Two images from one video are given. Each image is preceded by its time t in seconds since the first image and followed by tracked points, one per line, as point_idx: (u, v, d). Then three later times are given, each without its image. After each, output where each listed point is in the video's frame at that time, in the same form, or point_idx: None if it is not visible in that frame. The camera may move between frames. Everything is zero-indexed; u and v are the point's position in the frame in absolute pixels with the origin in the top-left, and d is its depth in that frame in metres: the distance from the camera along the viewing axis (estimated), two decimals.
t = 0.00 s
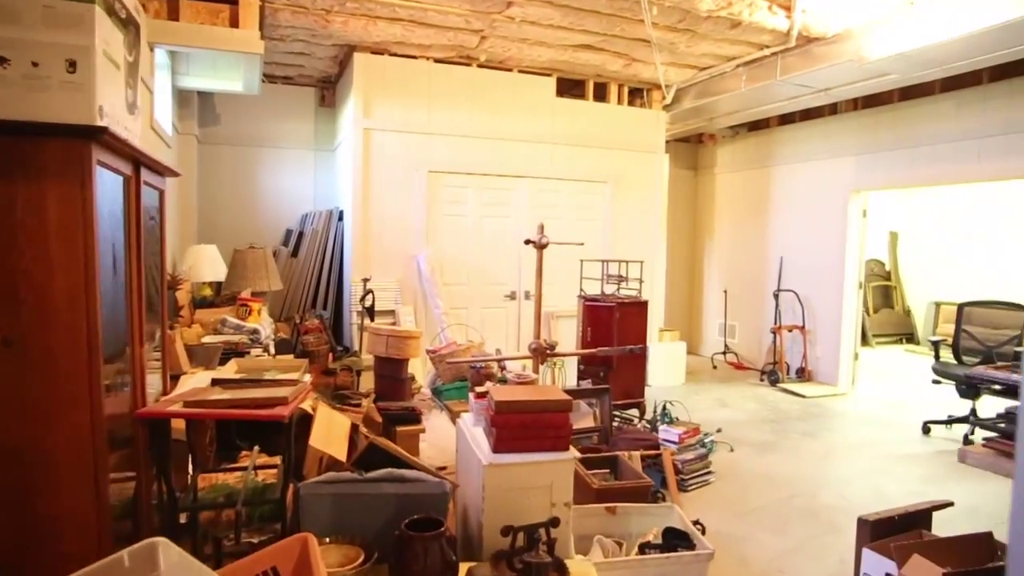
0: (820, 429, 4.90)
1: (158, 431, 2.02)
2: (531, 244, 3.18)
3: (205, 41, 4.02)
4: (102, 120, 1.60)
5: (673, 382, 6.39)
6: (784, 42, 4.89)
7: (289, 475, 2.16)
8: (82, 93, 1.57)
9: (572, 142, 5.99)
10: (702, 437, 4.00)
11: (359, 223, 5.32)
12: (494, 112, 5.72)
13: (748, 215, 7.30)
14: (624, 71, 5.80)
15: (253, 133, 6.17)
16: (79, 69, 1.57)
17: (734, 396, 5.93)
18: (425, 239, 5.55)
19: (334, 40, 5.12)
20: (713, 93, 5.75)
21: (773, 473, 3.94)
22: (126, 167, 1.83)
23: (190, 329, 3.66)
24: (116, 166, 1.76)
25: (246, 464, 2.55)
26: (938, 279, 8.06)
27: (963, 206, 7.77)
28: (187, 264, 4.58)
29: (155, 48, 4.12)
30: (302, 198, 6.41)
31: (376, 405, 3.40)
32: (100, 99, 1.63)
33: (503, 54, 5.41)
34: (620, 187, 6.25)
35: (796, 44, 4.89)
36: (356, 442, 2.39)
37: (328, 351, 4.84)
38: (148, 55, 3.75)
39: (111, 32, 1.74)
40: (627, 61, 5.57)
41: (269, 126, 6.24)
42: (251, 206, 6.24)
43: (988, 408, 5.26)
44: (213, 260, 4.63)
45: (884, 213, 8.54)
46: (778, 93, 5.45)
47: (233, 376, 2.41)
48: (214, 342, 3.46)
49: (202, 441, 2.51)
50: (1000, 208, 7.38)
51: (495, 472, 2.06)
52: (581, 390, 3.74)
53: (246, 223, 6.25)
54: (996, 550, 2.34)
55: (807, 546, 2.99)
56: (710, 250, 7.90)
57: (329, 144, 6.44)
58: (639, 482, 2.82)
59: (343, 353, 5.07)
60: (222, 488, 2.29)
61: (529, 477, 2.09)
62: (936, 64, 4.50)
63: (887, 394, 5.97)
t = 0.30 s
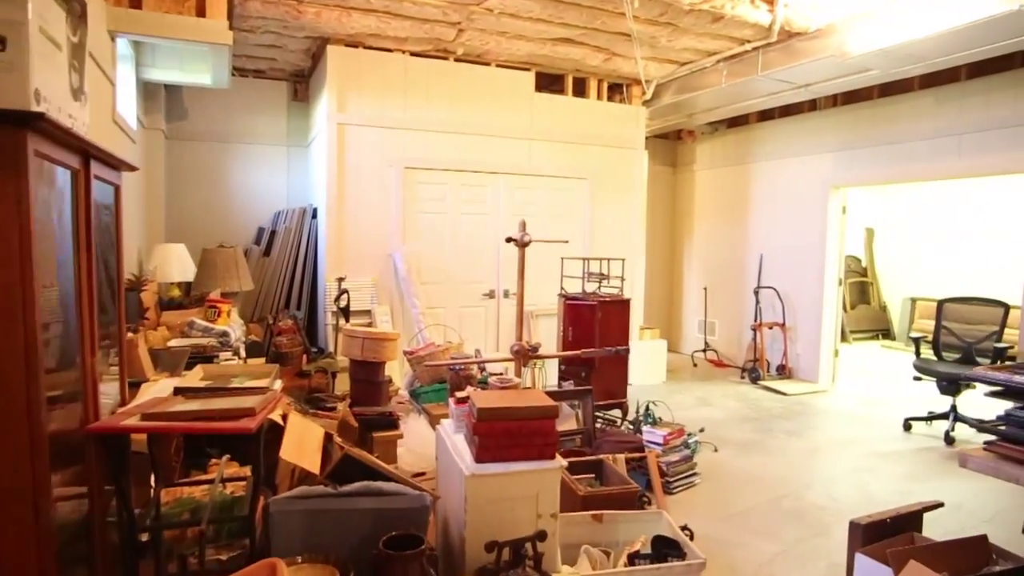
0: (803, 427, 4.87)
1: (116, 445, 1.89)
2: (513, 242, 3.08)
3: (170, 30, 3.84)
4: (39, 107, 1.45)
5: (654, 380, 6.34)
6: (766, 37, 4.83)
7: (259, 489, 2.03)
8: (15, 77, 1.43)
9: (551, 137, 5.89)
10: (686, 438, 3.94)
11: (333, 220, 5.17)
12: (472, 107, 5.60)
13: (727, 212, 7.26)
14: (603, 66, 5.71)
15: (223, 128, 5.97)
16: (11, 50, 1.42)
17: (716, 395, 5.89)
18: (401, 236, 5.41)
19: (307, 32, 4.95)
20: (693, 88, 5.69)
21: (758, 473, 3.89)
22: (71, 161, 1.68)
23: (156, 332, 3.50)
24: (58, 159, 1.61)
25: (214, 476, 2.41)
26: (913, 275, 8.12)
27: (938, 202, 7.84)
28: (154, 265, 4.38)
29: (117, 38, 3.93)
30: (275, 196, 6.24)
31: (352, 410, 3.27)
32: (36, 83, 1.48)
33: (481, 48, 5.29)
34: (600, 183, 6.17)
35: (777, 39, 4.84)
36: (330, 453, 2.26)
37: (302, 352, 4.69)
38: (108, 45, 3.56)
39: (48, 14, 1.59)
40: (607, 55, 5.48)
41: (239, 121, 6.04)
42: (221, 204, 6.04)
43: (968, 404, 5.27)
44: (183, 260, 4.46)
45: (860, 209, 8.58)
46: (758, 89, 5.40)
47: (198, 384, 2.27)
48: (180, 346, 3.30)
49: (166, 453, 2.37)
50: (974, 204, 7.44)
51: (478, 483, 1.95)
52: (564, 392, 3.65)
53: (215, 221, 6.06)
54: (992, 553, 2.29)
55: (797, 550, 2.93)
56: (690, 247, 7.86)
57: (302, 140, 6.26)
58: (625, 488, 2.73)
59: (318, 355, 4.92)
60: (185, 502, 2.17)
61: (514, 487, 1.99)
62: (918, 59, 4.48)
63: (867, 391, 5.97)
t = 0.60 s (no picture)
0: (779, 424, 4.86)
1: (62, 457, 1.76)
2: (487, 239, 2.98)
3: (127, 18, 3.67)
4: None
5: (630, 378, 6.30)
6: (741, 32, 4.79)
7: (220, 501, 1.91)
8: None
9: (525, 133, 5.81)
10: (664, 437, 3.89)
11: (302, 217, 5.03)
12: (444, 102, 5.48)
13: (702, 209, 7.25)
14: (578, 60, 5.64)
15: (186, 122, 5.78)
16: None
17: (692, 392, 5.86)
18: (372, 233, 5.28)
19: (272, 22, 4.79)
20: (668, 84, 5.65)
21: (736, 471, 3.85)
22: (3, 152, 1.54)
23: (114, 334, 3.34)
24: None
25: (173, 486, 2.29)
26: (883, 271, 8.21)
27: (907, 199, 7.93)
28: (114, 262, 4.23)
29: (70, 26, 3.74)
30: (241, 191, 6.05)
31: (321, 414, 3.15)
32: None
33: (453, 40, 5.18)
34: (575, 179, 6.11)
35: (753, 34, 4.81)
36: (294, 459, 2.16)
37: (271, 353, 4.54)
38: (61, 33, 3.39)
39: None
40: (582, 49, 5.41)
41: (204, 114, 5.85)
42: (185, 200, 5.85)
43: (940, 399, 5.32)
44: (144, 258, 4.30)
45: (831, 206, 8.65)
46: (733, 84, 5.37)
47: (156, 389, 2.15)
48: (139, 348, 3.15)
49: (121, 463, 2.24)
50: (942, 201, 7.54)
51: (452, 491, 1.86)
52: (540, 392, 3.57)
53: (179, 218, 5.86)
54: (975, 552, 2.26)
55: (778, 550, 2.89)
56: (664, 244, 7.84)
57: (270, 135, 6.08)
58: (604, 491, 2.66)
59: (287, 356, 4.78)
60: (142, 515, 2.05)
61: (490, 495, 1.90)
62: (891, 55, 4.48)
63: (840, 386, 5.99)
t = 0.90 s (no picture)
0: (756, 420, 4.84)
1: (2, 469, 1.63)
2: (462, 233, 2.89)
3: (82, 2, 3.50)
4: None
5: (606, 375, 6.25)
6: (718, 25, 4.75)
7: (177, 513, 1.79)
8: None
9: (499, 126, 5.72)
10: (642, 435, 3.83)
11: (271, 212, 4.88)
12: (417, 94, 5.36)
13: (678, 204, 7.21)
14: (553, 53, 5.56)
15: (149, 114, 5.58)
16: None
17: (669, 388, 5.82)
18: (344, 229, 5.15)
19: (239, 11, 4.63)
20: (644, 78, 5.59)
21: (714, 469, 3.81)
22: None
23: (70, 334, 3.18)
24: None
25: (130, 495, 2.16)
26: (856, 266, 8.28)
27: (879, 195, 8.00)
28: (72, 260, 4.05)
29: (21, 10, 3.56)
30: (208, 185, 5.86)
31: (289, 416, 3.03)
32: None
33: (426, 31, 5.07)
34: (550, 174, 6.03)
35: (729, 28, 4.76)
36: (258, 465, 2.05)
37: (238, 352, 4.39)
38: (10, 16, 3.21)
39: None
40: (557, 42, 5.33)
41: (168, 106, 5.66)
42: (149, 195, 5.66)
43: (914, 393, 5.35)
44: (105, 255, 4.13)
45: (805, 202, 8.69)
46: (710, 78, 5.32)
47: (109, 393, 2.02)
48: (96, 349, 3.00)
49: (72, 472, 2.10)
50: (914, 197, 7.61)
51: (425, 498, 1.77)
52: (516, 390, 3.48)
53: (143, 214, 5.67)
54: (959, 550, 2.23)
55: (759, 549, 2.84)
56: (640, 240, 7.81)
57: (237, 128, 5.91)
58: (583, 493, 2.58)
59: (255, 355, 4.63)
60: (93, 528, 1.92)
61: (465, 501, 1.81)
62: (867, 50, 4.47)
63: (815, 381, 6.01)
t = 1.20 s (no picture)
0: (733, 416, 4.81)
1: None
2: (436, 228, 2.77)
3: None
4: None
5: (582, 371, 6.18)
6: (695, 17, 4.68)
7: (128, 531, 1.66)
8: None
9: (473, 119, 5.60)
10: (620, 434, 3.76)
11: (236, 207, 4.71)
12: (388, 85, 5.22)
13: (653, 199, 7.17)
14: (528, 44, 5.45)
15: (107, 104, 5.36)
16: None
17: (645, 384, 5.77)
18: (313, 224, 4.99)
19: None
20: (620, 70, 5.52)
21: (694, 467, 3.75)
22: None
23: (16, 336, 2.98)
24: None
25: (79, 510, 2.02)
26: (828, 260, 8.33)
27: (851, 190, 8.05)
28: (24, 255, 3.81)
29: None
30: (170, 177, 5.65)
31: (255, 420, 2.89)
32: None
33: (398, 20, 4.92)
34: (525, 168, 5.93)
35: (706, 20, 4.70)
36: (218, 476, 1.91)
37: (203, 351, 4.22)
38: None
39: None
40: (532, 33, 5.23)
41: (127, 96, 5.43)
42: (108, 188, 5.44)
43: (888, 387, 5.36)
44: (63, 253, 3.90)
45: (778, 196, 8.72)
46: (686, 71, 5.26)
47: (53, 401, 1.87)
48: (46, 352, 2.82)
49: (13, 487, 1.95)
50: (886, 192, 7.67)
51: (397, 510, 1.66)
52: (491, 390, 3.38)
53: (101, 208, 5.45)
54: (947, 552, 2.19)
55: (742, 550, 2.78)
56: (615, 235, 7.75)
57: (201, 119, 5.70)
58: (563, 497, 2.49)
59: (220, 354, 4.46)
60: (36, 548, 1.78)
61: (440, 513, 1.71)
62: (844, 43, 4.44)
63: (790, 376, 6.01)
